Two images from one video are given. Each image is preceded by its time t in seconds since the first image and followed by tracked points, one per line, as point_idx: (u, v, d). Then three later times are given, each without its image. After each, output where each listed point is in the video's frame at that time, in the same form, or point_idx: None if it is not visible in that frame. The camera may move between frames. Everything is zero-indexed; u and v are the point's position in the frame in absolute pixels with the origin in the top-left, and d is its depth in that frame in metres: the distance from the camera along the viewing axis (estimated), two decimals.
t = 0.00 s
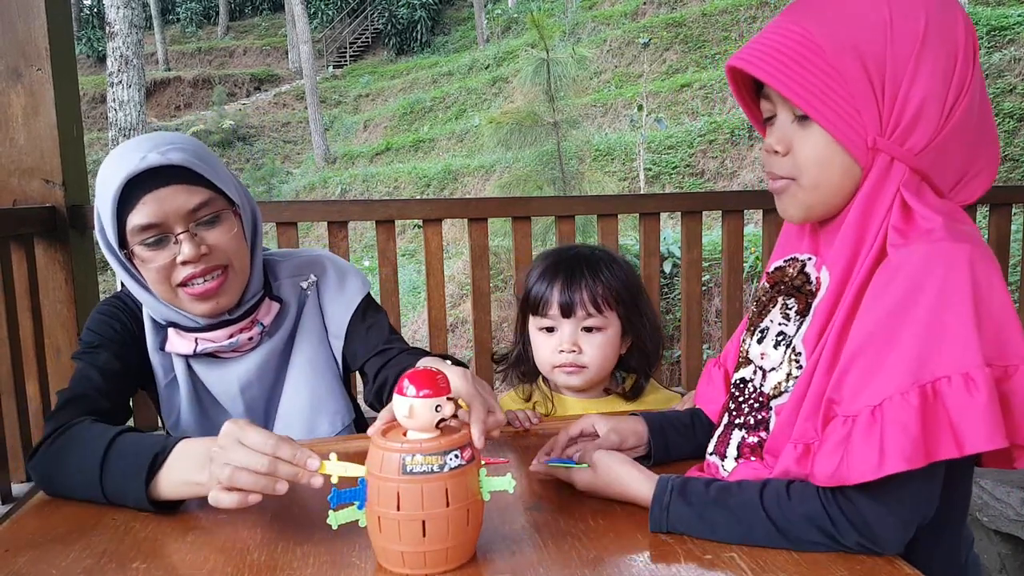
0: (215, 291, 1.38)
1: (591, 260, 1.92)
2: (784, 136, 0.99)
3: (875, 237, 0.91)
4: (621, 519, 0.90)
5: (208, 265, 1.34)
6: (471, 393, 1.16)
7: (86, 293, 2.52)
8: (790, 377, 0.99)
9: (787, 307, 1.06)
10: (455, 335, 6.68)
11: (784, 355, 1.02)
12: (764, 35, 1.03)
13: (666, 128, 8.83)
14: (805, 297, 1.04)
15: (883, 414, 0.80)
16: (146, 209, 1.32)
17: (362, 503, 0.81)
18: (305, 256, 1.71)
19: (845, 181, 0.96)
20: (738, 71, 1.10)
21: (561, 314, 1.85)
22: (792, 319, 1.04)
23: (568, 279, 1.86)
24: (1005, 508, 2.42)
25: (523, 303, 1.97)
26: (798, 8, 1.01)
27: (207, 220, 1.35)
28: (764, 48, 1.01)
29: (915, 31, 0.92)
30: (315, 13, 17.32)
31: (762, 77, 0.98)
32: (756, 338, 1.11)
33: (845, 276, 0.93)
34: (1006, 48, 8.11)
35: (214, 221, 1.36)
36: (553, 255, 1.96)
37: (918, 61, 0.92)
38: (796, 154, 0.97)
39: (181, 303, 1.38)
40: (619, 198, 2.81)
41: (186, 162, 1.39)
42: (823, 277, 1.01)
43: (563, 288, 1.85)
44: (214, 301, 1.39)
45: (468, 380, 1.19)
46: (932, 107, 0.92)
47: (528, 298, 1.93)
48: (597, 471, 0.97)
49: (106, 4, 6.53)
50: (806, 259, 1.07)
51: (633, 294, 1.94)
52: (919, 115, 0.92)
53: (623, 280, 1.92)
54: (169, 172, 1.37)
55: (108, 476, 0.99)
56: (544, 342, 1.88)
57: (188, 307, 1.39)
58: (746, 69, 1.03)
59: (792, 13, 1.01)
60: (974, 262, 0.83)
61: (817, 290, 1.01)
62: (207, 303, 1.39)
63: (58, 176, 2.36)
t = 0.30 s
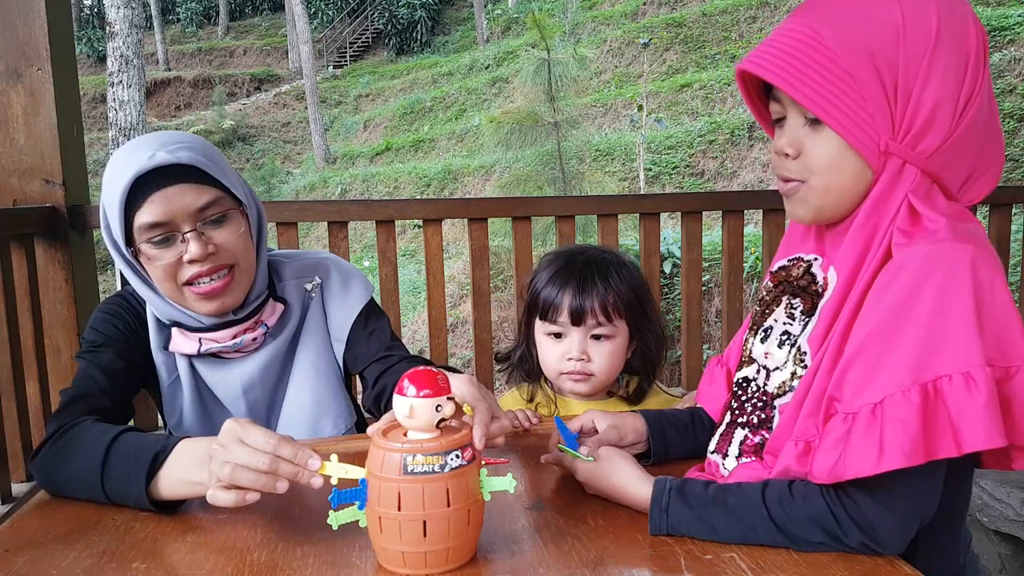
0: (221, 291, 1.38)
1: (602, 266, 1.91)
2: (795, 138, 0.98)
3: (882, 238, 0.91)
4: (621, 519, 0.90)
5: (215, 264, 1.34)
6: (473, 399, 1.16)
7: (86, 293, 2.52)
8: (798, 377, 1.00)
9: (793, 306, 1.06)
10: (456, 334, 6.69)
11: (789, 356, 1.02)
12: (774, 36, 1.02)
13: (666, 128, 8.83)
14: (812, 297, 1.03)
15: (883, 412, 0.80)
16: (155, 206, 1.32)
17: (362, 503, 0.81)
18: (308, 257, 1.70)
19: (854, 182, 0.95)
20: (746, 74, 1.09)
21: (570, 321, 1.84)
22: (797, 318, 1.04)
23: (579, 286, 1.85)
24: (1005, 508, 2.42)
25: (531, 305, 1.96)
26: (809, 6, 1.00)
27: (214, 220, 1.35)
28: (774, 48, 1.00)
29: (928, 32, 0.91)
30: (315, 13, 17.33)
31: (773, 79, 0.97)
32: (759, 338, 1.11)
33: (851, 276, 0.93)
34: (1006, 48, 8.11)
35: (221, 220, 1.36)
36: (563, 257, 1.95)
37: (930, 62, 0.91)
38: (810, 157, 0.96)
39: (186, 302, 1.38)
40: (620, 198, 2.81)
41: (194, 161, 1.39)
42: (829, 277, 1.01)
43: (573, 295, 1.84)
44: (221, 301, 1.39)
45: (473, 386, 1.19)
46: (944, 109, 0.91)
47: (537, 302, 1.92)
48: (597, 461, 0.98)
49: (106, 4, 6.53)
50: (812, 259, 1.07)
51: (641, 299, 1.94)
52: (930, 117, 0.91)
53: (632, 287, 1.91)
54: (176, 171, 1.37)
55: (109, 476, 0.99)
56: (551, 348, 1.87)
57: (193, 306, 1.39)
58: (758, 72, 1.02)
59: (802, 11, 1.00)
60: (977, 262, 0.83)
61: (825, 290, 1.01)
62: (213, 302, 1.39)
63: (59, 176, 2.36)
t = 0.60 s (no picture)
0: (228, 290, 1.38)
1: (604, 265, 1.92)
2: (807, 141, 0.98)
3: (902, 236, 0.91)
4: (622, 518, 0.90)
5: (222, 264, 1.34)
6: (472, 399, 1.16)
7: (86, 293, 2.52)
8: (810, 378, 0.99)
9: (806, 307, 1.05)
10: (456, 334, 6.70)
11: (804, 358, 1.01)
12: (783, 38, 1.02)
13: (666, 128, 8.83)
14: (826, 297, 1.03)
15: (937, 423, 0.79)
16: (164, 206, 1.33)
17: (363, 503, 0.80)
18: (313, 258, 1.70)
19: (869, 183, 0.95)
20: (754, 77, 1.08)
21: (572, 318, 1.84)
22: (811, 318, 1.03)
23: (581, 283, 1.86)
24: (1005, 508, 2.42)
25: (533, 303, 1.97)
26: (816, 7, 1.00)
27: (222, 220, 1.35)
28: (783, 51, 1.00)
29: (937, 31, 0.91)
30: (315, 13, 17.33)
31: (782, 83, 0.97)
32: (772, 338, 1.10)
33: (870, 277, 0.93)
34: (1006, 48, 8.10)
35: (229, 221, 1.36)
36: (565, 256, 1.96)
37: (941, 61, 0.91)
38: (826, 155, 0.96)
39: (193, 301, 1.38)
40: (620, 198, 2.81)
41: (202, 161, 1.40)
42: (844, 277, 1.00)
43: (575, 292, 1.85)
44: (228, 301, 1.39)
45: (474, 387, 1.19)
46: (957, 105, 0.91)
47: (538, 299, 1.92)
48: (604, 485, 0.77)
49: (106, 4, 6.53)
50: (825, 258, 1.06)
51: (643, 299, 1.94)
52: (943, 116, 0.91)
53: (635, 285, 1.92)
54: (184, 171, 1.38)
55: (114, 476, 0.99)
56: (552, 345, 1.87)
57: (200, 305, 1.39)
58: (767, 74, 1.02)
59: (809, 13, 1.01)
60: (1011, 262, 0.83)
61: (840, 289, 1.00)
62: (219, 301, 1.38)
63: (59, 176, 2.36)
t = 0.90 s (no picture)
0: (230, 289, 1.37)
1: (598, 261, 1.92)
2: (819, 137, 0.86)
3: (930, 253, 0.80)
4: (621, 518, 0.90)
5: (227, 265, 1.34)
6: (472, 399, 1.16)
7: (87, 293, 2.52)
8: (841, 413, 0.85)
9: (825, 330, 0.92)
10: (456, 334, 6.71)
11: (825, 391, 0.88)
12: (795, 20, 0.90)
13: (666, 128, 8.83)
14: (846, 320, 0.89)
15: (954, 464, 0.69)
16: (168, 207, 1.32)
17: (363, 503, 0.81)
18: (316, 256, 1.71)
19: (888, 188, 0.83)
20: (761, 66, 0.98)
21: (567, 313, 1.85)
22: (831, 346, 0.90)
23: (576, 278, 1.87)
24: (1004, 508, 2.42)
25: (528, 300, 1.97)
26: None
27: (226, 220, 1.34)
28: (793, 37, 0.88)
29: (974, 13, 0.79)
30: (315, 14, 17.34)
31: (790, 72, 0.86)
32: (788, 357, 0.97)
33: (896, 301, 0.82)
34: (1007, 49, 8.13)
35: (233, 220, 1.35)
36: (559, 253, 1.97)
37: (977, 49, 0.78)
38: (837, 157, 0.84)
39: (197, 300, 1.38)
40: (620, 198, 2.81)
41: (207, 161, 1.40)
42: (867, 303, 0.87)
43: (569, 287, 1.85)
44: (231, 299, 1.39)
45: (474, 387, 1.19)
46: (993, 100, 0.78)
47: (534, 296, 1.93)
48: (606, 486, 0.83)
49: (106, 4, 6.54)
50: (843, 273, 0.94)
51: (637, 294, 1.95)
52: (977, 113, 0.79)
53: (629, 280, 1.93)
54: (188, 171, 1.38)
55: (131, 477, 0.99)
56: (548, 340, 1.87)
57: (204, 304, 1.39)
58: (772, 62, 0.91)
59: None
60: None
61: (862, 317, 0.87)
62: (224, 301, 1.38)
63: (59, 176, 2.36)
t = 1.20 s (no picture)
0: (234, 288, 1.38)
1: (591, 259, 1.93)
2: (828, 154, 0.74)
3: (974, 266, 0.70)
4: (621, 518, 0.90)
5: (232, 263, 1.34)
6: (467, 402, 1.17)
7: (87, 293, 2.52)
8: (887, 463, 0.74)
9: (851, 362, 0.80)
10: (456, 334, 6.72)
11: (864, 434, 0.77)
12: (798, 26, 0.79)
13: (666, 128, 8.84)
14: (875, 352, 0.78)
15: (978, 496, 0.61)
16: (173, 206, 1.33)
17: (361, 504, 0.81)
18: (319, 255, 1.71)
19: (909, 216, 0.72)
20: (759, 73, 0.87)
21: (561, 310, 1.85)
22: (862, 381, 0.78)
23: (569, 275, 1.87)
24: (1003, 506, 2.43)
25: (523, 300, 1.98)
26: None
27: (231, 219, 1.35)
28: (797, 45, 0.78)
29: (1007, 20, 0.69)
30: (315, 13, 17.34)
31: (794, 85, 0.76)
32: (801, 386, 0.85)
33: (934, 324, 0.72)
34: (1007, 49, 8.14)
35: (237, 220, 1.36)
36: (554, 252, 1.97)
37: (1010, 62, 0.69)
38: (848, 179, 0.72)
39: (201, 299, 1.39)
40: (620, 198, 2.81)
41: (212, 160, 1.40)
42: (900, 334, 0.75)
43: (562, 285, 1.86)
44: (236, 298, 1.39)
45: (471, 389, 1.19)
46: None
47: (529, 295, 1.94)
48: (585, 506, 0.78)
49: (106, 4, 6.54)
50: (864, 295, 0.82)
51: (632, 292, 1.95)
52: (1009, 131, 0.70)
53: (623, 278, 1.93)
54: (195, 170, 1.38)
55: (133, 476, 0.99)
56: (543, 338, 1.87)
57: (208, 302, 1.39)
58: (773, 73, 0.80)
59: None
60: None
61: (895, 352, 0.76)
62: (226, 299, 1.39)
63: (59, 176, 2.36)
